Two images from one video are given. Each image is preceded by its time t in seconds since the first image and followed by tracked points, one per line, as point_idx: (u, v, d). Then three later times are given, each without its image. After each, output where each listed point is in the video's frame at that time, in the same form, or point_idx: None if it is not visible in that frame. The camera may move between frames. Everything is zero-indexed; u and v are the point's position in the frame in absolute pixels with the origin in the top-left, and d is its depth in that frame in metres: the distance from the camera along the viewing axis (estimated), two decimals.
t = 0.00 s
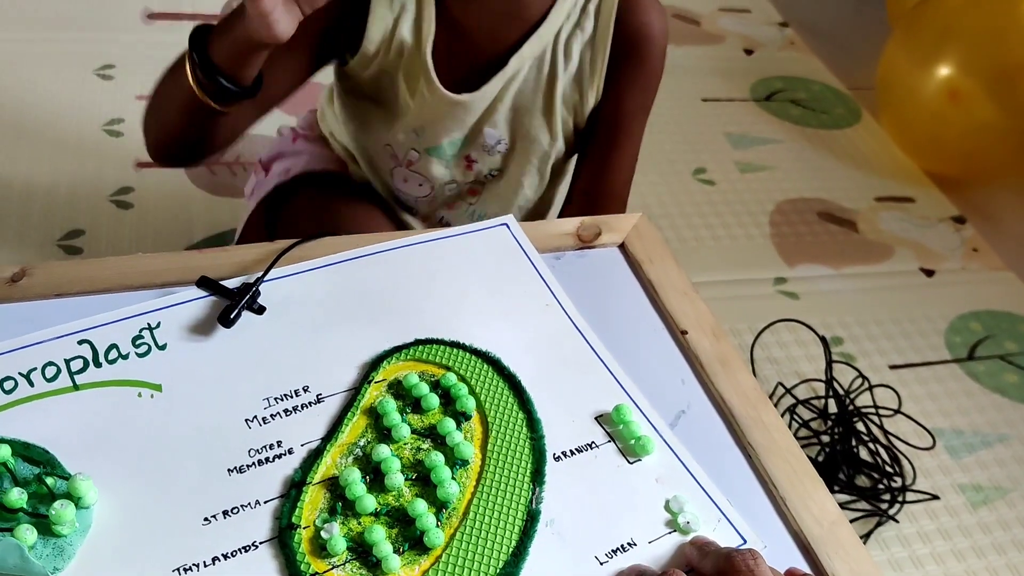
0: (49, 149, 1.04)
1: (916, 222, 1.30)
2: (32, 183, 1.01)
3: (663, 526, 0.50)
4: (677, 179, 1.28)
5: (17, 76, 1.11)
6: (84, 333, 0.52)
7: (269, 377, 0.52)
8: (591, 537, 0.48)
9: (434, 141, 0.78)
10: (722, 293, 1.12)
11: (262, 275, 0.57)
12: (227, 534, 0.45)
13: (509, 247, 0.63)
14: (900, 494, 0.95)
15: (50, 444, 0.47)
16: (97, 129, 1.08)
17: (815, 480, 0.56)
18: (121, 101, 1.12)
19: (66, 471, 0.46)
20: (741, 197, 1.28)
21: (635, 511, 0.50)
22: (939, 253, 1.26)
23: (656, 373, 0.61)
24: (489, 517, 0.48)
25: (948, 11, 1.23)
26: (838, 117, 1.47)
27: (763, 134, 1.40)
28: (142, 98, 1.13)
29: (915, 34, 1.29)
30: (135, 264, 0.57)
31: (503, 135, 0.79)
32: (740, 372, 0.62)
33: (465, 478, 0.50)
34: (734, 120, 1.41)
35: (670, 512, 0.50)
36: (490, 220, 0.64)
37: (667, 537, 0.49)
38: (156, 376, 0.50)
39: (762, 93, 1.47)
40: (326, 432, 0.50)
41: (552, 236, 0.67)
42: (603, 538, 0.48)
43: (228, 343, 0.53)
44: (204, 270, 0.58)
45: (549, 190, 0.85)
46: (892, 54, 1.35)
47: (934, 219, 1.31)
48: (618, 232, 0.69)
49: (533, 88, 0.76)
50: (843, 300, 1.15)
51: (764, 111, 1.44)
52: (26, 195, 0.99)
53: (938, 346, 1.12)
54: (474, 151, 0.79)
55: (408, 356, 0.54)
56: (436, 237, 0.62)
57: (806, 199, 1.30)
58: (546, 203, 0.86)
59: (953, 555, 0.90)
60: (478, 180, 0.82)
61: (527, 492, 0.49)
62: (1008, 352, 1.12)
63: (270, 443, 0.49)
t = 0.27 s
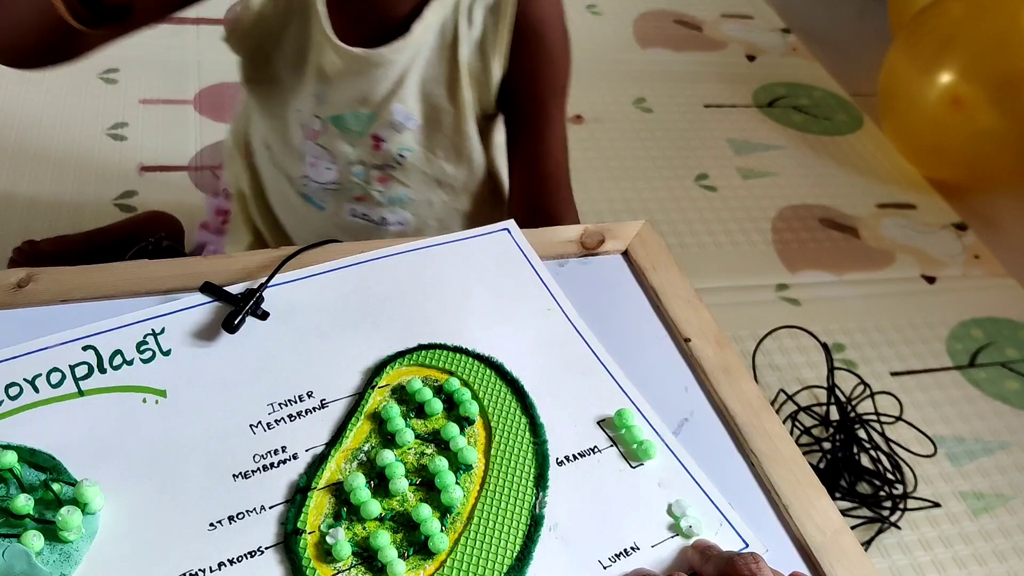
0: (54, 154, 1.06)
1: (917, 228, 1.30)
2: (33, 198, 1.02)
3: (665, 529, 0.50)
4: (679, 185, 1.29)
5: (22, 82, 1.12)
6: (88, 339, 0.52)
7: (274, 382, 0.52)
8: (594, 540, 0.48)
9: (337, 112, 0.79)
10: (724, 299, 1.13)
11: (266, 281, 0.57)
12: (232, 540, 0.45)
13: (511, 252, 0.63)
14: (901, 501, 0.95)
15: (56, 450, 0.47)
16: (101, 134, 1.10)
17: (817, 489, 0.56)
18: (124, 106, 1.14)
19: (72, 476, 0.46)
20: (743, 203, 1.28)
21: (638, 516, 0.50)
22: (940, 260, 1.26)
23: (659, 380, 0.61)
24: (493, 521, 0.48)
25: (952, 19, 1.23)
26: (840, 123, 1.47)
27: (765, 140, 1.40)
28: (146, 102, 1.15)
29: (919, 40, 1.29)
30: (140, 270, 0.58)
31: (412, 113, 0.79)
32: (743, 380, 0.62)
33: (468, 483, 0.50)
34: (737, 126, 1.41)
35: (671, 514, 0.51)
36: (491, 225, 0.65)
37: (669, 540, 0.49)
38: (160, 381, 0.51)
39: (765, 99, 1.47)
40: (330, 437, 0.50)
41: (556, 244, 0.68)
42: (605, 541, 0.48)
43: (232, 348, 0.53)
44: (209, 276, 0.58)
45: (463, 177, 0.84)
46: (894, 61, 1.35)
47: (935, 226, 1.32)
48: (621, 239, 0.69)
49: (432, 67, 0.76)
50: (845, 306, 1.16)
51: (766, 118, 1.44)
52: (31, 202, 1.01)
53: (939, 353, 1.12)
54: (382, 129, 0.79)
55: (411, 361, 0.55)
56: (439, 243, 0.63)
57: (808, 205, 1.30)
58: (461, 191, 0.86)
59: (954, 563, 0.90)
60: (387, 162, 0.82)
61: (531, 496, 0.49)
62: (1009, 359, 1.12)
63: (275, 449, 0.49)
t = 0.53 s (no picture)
0: (57, 156, 1.07)
1: (918, 233, 1.30)
2: (36, 200, 1.03)
3: (665, 528, 0.50)
4: (680, 189, 1.29)
5: (26, 87, 1.13)
6: (87, 342, 0.52)
7: (273, 384, 0.52)
8: (595, 539, 0.48)
9: (286, 83, 0.73)
10: (724, 303, 1.13)
11: (264, 283, 0.57)
12: (233, 541, 0.45)
13: (508, 253, 0.63)
14: (902, 506, 0.95)
15: (55, 453, 0.47)
16: (103, 135, 1.11)
17: (818, 493, 0.56)
18: (126, 107, 1.15)
19: (72, 480, 0.46)
20: (744, 207, 1.29)
21: (639, 516, 0.50)
22: (941, 264, 1.26)
23: (660, 384, 0.61)
24: (494, 520, 0.48)
25: (954, 23, 1.23)
26: (842, 127, 1.47)
27: (766, 144, 1.40)
28: (148, 104, 1.16)
29: (921, 44, 1.29)
30: (140, 273, 0.58)
31: (366, 76, 0.74)
32: (744, 385, 0.62)
33: (469, 482, 0.50)
34: (738, 130, 1.42)
35: (671, 512, 0.51)
36: (488, 226, 0.65)
37: (668, 538, 0.49)
38: (159, 384, 0.51)
39: (766, 103, 1.48)
40: (330, 438, 0.50)
41: (557, 248, 0.68)
42: (605, 539, 0.48)
43: (231, 351, 0.53)
44: (209, 279, 0.58)
45: (427, 144, 0.80)
46: (895, 65, 1.35)
47: (936, 230, 1.32)
48: (622, 243, 0.69)
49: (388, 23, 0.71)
50: (845, 310, 1.16)
51: (767, 121, 1.44)
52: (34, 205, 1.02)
53: (940, 357, 1.12)
54: (336, 95, 0.75)
55: (411, 362, 0.55)
56: (438, 244, 0.63)
57: (810, 209, 1.30)
58: (426, 159, 0.81)
59: (954, 568, 0.90)
60: (346, 131, 0.77)
61: (531, 496, 0.50)
62: (1010, 363, 1.12)
63: (274, 450, 0.49)
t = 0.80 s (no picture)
0: (60, 159, 1.08)
1: (921, 236, 1.30)
2: (40, 202, 1.03)
3: (666, 532, 0.50)
4: (682, 191, 1.29)
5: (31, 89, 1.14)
6: (88, 345, 0.52)
7: (274, 386, 0.52)
8: (597, 543, 0.48)
9: (304, 64, 0.72)
10: (727, 306, 1.13)
11: (265, 286, 0.57)
12: (234, 544, 0.45)
13: (509, 255, 0.63)
14: (904, 509, 0.95)
15: (56, 456, 0.47)
16: (105, 138, 1.12)
17: (819, 497, 0.56)
18: (129, 110, 1.16)
19: (74, 483, 0.46)
20: (746, 210, 1.28)
21: (641, 519, 0.50)
22: (944, 267, 1.26)
23: (662, 387, 0.61)
24: (495, 523, 0.48)
25: (956, 26, 1.24)
26: (845, 130, 1.47)
27: (769, 146, 1.40)
28: (150, 106, 1.17)
29: (923, 47, 1.29)
30: (142, 276, 0.58)
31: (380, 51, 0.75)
32: (746, 389, 0.62)
33: (469, 485, 0.50)
34: (740, 132, 1.41)
35: (672, 515, 0.51)
36: (489, 229, 0.65)
37: (670, 541, 0.49)
38: (161, 387, 0.51)
39: (769, 106, 1.48)
40: (331, 441, 0.50)
41: (559, 251, 0.68)
42: (607, 543, 0.48)
43: (233, 353, 0.53)
44: (210, 281, 0.58)
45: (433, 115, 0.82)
46: (898, 67, 1.35)
47: (939, 233, 1.31)
48: (624, 246, 0.69)
49: None
50: (848, 313, 1.16)
51: (770, 124, 1.44)
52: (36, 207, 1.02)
53: (943, 361, 1.12)
54: (353, 72, 0.74)
55: (412, 364, 0.55)
56: (439, 246, 0.63)
57: (812, 212, 1.30)
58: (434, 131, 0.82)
59: (956, 572, 0.90)
60: (364, 110, 0.77)
61: (532, 499, 0.49)
62: (1012, 367, 1.12)
63: (276, 453, 0.49)
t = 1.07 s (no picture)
0: (66, 166, 1.09)
1: (925, 241, 1.30)
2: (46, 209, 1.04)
3: (669, 539, 0.50)
4: (686, 197, 1.29)
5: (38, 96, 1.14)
6: (91, 352, 0.52)
7: (277, 393, 0.52)
8: (599, 550, 0.48)
9: (317, 72, 0.72)
10: (730, 312, 1.13)
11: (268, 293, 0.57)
12: (236, 551, 0.45)
13: (512, 262, 0.64)
14: (908, 516, 0.94)
15: (59, 463, 0.47)
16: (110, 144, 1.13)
17: (823, 504, 0.56)
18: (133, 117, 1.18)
19: (76, 490, 0.46)
20: (750, 216, 1.28)
21: (643, 526, 0.50)
22: (949, 273, 1.25)
23: (664, 393, 0.61)
24: (497, 531, 0.48)
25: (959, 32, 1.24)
26: (849, 135, 1.47)
27: (773, 152, 1.40)
28: (155, 113, 1.18)
29: (927, 53, 1.29)
30: (145, 284, 0.58)
31: (393, 63, 0.75)
32: (749, 396, 0.61)
33: (472, 492, 0.50)
34: (744, 138, 1.42)
35: (675, 522, 0.50)
36: (491, 235, 0.65)
37: (672, 549, 0.49)
38: (164, 394, 0.51)
39: (772, 111, 1.48)
40: (333, 448, 0.50)
41: (562, 257, 0.68)
42: (609, 550, 0.48)
43: (235, 360, 0.53)
44: (213, 288, 0.58)
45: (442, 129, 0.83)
46: (902, 73, 1.35)
47: (943, 239, 1.31)
48: (626, 252, 0.70)
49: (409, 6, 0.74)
50: (852, 319, 1.15)
51: (773, 130, 1.44)
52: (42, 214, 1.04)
53: (947, 367, 1.11)
54: (365, 83, 0.75)
55: (414, 372, 0.55)
56: (442, 252, 0.63)
57: (816, 217, 1.30)
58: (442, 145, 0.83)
59: None
60: (374, 122, 0.77)
61: (534, 506, 0.50)
62: (1017, 373, 1.12)
63: (278, 460, 0.49)
